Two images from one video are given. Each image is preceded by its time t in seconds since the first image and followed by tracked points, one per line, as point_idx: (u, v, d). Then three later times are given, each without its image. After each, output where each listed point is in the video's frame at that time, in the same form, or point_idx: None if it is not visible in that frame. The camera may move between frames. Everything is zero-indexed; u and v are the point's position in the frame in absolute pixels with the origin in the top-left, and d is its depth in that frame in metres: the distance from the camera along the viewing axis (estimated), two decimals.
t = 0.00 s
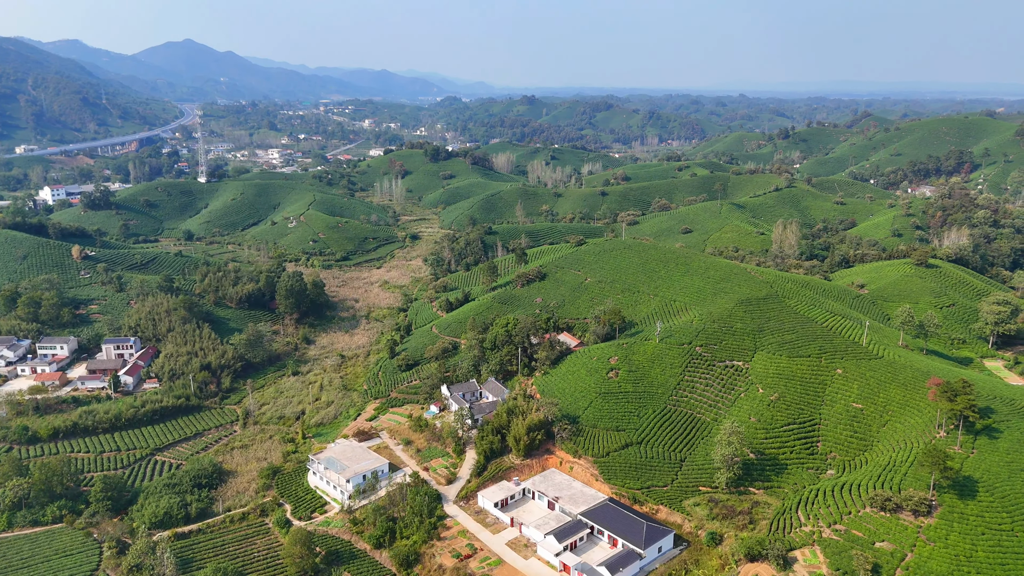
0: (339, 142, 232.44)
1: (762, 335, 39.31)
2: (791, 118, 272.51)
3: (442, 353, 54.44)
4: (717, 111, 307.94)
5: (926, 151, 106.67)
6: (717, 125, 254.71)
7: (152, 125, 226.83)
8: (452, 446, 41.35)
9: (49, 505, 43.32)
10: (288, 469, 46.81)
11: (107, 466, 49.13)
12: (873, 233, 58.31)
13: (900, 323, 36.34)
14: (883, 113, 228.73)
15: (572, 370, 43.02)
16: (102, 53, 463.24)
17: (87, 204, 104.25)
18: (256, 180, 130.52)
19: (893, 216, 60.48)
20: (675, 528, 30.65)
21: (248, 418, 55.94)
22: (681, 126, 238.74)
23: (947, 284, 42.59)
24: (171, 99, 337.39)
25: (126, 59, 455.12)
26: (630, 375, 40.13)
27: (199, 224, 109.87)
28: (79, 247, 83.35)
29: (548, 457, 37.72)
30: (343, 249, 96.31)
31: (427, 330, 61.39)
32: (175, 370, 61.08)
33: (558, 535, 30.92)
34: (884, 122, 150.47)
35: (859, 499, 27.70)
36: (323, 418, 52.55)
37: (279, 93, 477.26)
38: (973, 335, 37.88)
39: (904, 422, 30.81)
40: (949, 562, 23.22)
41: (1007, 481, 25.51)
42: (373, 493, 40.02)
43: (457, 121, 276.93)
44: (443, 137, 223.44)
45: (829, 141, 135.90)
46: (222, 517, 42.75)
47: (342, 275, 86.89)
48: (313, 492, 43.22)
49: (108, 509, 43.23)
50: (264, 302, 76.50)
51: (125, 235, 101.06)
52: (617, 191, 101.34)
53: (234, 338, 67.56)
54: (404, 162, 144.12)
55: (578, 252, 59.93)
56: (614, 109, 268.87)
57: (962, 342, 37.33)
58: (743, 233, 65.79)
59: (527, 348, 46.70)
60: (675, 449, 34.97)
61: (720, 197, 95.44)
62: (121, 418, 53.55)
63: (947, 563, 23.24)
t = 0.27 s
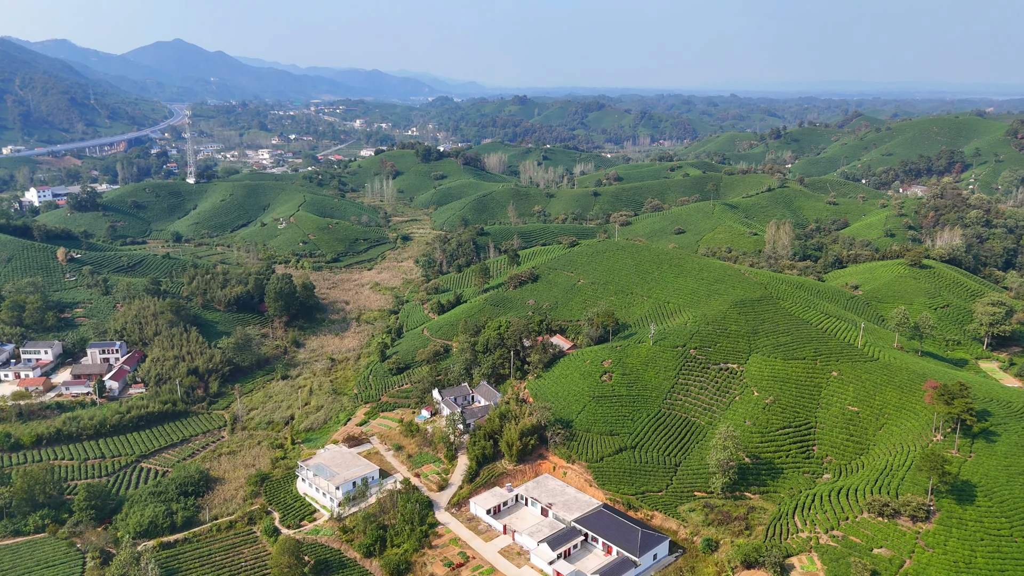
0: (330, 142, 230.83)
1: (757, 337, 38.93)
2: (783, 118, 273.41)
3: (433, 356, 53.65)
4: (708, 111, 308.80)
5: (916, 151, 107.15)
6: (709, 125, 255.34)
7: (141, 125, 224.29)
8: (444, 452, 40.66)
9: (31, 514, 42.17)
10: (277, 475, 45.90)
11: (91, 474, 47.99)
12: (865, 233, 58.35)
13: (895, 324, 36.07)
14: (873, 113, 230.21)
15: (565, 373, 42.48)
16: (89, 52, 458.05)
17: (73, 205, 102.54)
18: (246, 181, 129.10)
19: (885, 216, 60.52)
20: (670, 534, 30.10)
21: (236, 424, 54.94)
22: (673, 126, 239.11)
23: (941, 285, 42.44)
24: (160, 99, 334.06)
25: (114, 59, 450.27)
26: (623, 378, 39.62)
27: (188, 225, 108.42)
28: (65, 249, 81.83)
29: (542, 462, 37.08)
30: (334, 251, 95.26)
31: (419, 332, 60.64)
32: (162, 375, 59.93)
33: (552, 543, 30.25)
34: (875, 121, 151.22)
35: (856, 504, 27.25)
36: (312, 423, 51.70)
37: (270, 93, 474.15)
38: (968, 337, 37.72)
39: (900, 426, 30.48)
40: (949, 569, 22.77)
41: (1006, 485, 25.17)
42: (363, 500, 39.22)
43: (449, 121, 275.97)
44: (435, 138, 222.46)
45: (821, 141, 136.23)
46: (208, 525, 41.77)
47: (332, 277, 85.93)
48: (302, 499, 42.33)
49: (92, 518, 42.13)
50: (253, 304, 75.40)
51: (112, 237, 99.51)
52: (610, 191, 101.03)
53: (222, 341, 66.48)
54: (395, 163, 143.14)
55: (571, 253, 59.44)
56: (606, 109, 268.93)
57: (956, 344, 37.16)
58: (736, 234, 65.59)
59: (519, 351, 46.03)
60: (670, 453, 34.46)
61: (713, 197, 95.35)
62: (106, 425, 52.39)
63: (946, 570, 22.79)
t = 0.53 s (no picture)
0: (321, 142, 229.12)
1: (751, 339, 38.54)
2: (773, 118, 274.59)
3: (424, 360, 52.93)
4: (699, 111, 309.57)
5: (907, 151, 107.56)
6: (700, 125, 255.87)
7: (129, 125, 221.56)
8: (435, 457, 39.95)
9: (11, 524, 41.04)
10: (264, 482, 44.94)
11: (74, 482, 46.85)
12: (857, 233, 58.42)
13: (890, 326, 35.81)
14: (863, 113, 231.62)
15: (557, 376, 41.93)
16: (76, 52, 452.47)
17: (58, 207, 100.80)
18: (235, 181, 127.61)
19: (877, 216, 60.56)
20: (665, 541, 29.51)
21: (223, 429, 53.91)
22: (664, 126, 239.38)
23: (934, 285, 42.33)
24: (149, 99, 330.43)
25: (101, 58, 444.93)
26: (617, 382, 39.09)
27: (175, 227, 106.88)
28: (49, 252, 80.30)
29: (534, 467, 36.40)
30: (323, 252, 94.18)
31: (409, 335, 59.86)
32: (147, 380, 58.74)
33: (544, 550, 29.62)
34: (865, 121, 151.91)
35: (852, 509, 26.80)
36: (301, 428, 50.80)
37: (260, 93, 470.73)
38: (962, 338, 37.55)
39: (896, 429, 30.14)
40: None
41: (1003, 489, 24.81)
42: (352, 507, 38.40)
43: (440, 121, 274.88)
44: (426, 138, 221.34)
45: (812, 141, 136.65)
46: (194, 534, 40.79)
47: (321, 278, 84.91)
48: (289, 507, 41.46)
49: (74, 527, 41.06)
50: (241, 307, 74.26)
51: (98, 239, 97.86)
52: (601, 191, 100.69)
53: (209, 345, 65.34)
54: (386, 163, 142.08)
55: (562, 255, 58.93)
56: (597, 109, 268.87)
57: (950, 345, 37.00)
58: (728, 234, 65.38)
59: (511, 354, 45.80)
60: (664, 458, 33.92)
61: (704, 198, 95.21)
62: (89, 431, 51.21)
63: None
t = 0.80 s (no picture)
0: (310, 142, 227.24)
1: (744, 341, 38.15)
2: (764, 118, 275.74)
3: (414, 363, 52.07)
4: (689, 111, 310.32)
5: (897, 150, 107.98)
6: (691, 124, 256.38)
7: (116, 125, 218.64)
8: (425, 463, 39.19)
9: None
10: (251, 489, 43.91)
11: (55, 490, 45.62)
12: (849, 233, 58.60)
13: (883, 327, 35.57)
14: (852, 113, 232.89)
15: (549, 380, 41.32)
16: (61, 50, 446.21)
17: (42, 208, 98.95)
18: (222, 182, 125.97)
19: (868, 215, 60.66)
20: (659, 548, 28.94)
21: (209, 435, 52.79)
22: (655, 126, 239.53)
23: (927, 285, 42.22)
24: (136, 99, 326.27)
25: (87, 57, 438.93)
26: (609, 385, 38.56)
27: (162, 228, 105.22)
28: (31, 254, 78.67)
29: (525, 473, 35.76)
30: (312, 254, 93.01)
31: (399, 337, 58.98)
32: (131, 385, 57.49)
33: (537, 558, 28.95)
34: (855, 121, 152.59)
35: (848, 514, 26.38)
36: (288, 434, 49.85)
37: (249, 92, 466.76)
38: (955, 339, 37.41)
39: (891, 432, 29.81)
40: None
41: (1000, 493, 24.52)
42: (341, 515, 37.55)
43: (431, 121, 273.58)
44: (417, 138, 220.13)
45: (802, 141, 137.03)
46: (178, 544, 39.74)
47: (310, 280, 83.81)
48: (276, 514, 40.56)
49: (55, 537, 39.88)
50: (228, 310, 72.99)
51: (83, 240, 96.11)
52: (593, 191, 100.27)
53: (195, 349, 64.07)
54: (375, 163, 140.92)
55: (554, 256, 58.36)
56: (588, 108, 268.66)
57: (943, 345, 36.86)
58: (719, 234, 65.13)
59: (502, 357, 44.84)
60: (658, 462, 33.39)
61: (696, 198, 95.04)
62: (72, 438, 49.94)
63: None
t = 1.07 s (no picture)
0: (299, 141, 225.24)
1: (737, 342, 37.76)
2: (754, 116, 276.83)
3: (404, 365, 51.17)
4: (680, 109, 310.78)
5: (886, 148, 108.41)
6: (681, 122, 256.71)
7: (102, 123, 215.42)
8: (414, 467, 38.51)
9: None
10: (237, 495, 42.87)
11: (36, 498, 44.36)
12: (840, 231, 58.85)
13: (877, 327, 35.33)
14: (841, 111, 234.28)
15: (541, 382, 40.71)
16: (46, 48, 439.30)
17: (25, 208, 97.07)
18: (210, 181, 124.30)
19: (859, 214, 60.88)
20: (652, 553, 28.32)
21: (195, 439, 51.67)
22: (645, 124, 239.60)
23: (919, 284, 42.09)
24: (122, 97, 321.89)
25: (72, 55, 432.34)
26: (601, 387, 38.00)
27: (148, 228, 103.49)
28: (13, 255, 77.03)
29: (517, 477, 35.07)
30: (300, 254, 91.76)
31: (388, 339, 58.09)
32: (115, 389, 56.20)
33: (530, 565, 28.24)
34: (844, 118, 153.25)
35: (844, 518, 26.00)
36: (276, 438, 48.87)
37: (237, 90, 462.20)
38: (948, 338, 37.30)
39: (886, 434, 29.50)
40: None
41: (997, 496, 24.24)
42: (329, 521, 36.70)
43: (421, 119, 272.14)
44: (407, 136, 218.71)
45: (793, 139, 137.36)
46: (162, 552, 38.66)
47: (299, 280, 82.67)
48: (263, 520, 39.62)
49: (35, 547, 38.65)
50: (215, 311, 71.73)
51: (67, 241, 94.26)
52: (584, 190, 99.84)
53: (181, 351, 62.79)
54: (365, 162, 139.65)
55: (545, 255, 57.81)
56: (579, 107, 268.33)
57: (936, 345, 36.73)
58: (711, 233, 64.91)
59: (493, 359, 43.98)
60: (651, 465, 32.84)
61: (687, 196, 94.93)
62: (54, 443, 48.69)
63: None
